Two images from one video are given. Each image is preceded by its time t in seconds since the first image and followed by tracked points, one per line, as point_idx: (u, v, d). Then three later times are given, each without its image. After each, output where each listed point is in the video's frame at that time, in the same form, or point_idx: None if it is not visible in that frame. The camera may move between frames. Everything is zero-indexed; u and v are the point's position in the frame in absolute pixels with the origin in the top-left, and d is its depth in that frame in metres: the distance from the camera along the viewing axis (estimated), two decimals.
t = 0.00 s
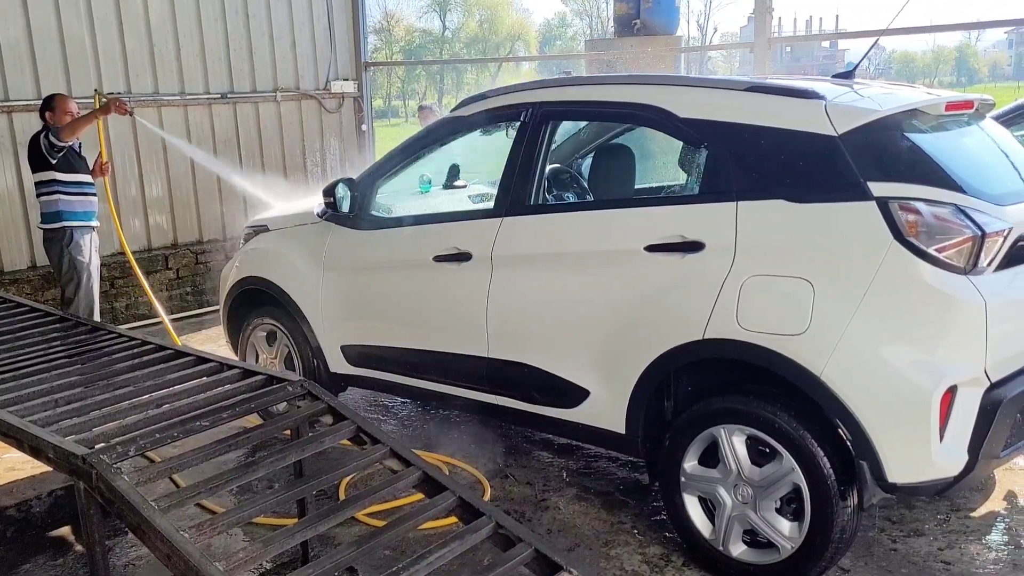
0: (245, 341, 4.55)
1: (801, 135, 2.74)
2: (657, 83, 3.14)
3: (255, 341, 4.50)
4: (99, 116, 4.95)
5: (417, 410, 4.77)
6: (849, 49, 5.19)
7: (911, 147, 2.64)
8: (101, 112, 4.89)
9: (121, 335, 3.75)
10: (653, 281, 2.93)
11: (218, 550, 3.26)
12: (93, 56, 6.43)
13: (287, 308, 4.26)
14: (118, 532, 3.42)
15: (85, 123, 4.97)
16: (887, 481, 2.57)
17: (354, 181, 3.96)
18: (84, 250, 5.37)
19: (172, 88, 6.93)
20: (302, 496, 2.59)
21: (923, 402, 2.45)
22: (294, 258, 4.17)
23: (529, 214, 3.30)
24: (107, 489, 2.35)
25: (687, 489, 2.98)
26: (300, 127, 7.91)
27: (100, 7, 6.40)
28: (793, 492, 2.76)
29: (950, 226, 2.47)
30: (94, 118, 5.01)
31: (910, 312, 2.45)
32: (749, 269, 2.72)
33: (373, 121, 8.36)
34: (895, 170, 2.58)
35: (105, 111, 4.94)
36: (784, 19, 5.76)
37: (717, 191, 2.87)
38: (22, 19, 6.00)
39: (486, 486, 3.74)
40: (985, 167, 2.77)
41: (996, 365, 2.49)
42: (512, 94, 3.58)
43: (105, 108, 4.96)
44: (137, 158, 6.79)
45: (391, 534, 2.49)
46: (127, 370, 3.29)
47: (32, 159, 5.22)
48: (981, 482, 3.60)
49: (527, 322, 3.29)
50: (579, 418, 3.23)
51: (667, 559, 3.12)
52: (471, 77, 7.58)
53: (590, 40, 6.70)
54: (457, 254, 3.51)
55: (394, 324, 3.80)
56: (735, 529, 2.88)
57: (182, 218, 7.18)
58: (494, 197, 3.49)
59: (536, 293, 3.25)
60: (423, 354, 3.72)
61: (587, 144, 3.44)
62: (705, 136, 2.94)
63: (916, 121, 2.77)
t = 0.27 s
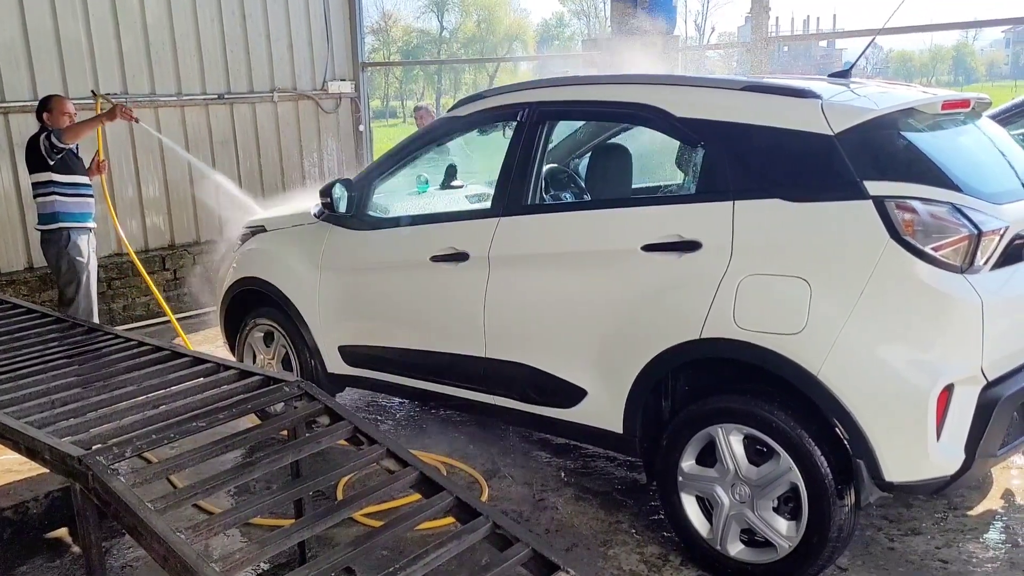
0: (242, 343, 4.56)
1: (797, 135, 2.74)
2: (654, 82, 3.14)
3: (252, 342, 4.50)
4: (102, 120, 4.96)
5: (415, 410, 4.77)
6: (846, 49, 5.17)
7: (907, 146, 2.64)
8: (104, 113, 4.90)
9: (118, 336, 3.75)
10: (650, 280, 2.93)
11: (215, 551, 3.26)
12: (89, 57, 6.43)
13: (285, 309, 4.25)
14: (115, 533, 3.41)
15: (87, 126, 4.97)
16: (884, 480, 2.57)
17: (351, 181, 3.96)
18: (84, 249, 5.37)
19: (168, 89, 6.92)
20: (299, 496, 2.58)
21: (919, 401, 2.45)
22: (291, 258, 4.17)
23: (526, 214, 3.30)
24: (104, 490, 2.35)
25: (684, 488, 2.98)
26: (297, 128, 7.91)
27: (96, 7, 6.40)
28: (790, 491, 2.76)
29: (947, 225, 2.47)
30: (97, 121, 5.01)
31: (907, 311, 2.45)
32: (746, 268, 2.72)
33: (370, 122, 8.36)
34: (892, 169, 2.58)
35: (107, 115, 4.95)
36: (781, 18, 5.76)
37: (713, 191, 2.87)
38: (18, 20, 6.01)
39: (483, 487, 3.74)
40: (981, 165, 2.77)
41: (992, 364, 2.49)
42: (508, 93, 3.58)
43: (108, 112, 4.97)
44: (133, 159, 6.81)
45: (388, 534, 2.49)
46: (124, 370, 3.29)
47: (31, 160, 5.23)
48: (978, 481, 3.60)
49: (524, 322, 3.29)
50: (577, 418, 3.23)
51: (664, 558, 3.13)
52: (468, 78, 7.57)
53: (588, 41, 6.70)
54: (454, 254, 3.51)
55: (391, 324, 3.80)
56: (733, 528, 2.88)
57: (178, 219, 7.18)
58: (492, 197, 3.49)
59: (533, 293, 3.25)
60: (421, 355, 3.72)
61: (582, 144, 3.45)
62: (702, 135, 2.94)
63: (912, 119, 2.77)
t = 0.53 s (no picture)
0: (240, 343, 4.55)
1: (794, 134, 2.74)
2: (651, 83, 3.14)
3: (249, 342, 4.50)
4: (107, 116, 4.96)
5: (413, 411, 4.76)
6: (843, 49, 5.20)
7: (904, 145, 2.65)
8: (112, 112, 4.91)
9: (115, 337, 3.74)
10: (647, 280, 2.93)
11: (213, 552, 3.26)
12: (86, 58, 6.42)
13: (282, 310, 4.25)
14: (112, 534, 3.41)
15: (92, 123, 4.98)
16: (882, 479, 2.58)
17: (348, 182, 3.96)
18: (88, 249, 5.37)
19: (166, 90, 6.92)
20: (297, 497, 2.58)
21: (916, 400, 2.45)
22: (289, 259, 4.16)
23: (524, 214, 3.30)
24: (101, 491, 2.35)
25: (682, 488, 2.98)
26: (295, 128, 7.91)
27: (93, 8, 6.39)
28: (788, 491, 2.76)
29: (944, 224, 2.48)
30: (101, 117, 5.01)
31: (903, 310, 2.46)
32: (744, 267, 2.73)
33: (368, 122, 8.36)
34: (888, 168, 2.58)
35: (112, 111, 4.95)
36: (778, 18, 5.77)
37: (710, 191, 2.87)
38: (15, 21, 5.99)
39: (481, 487, 3.74)
40: (978, 165, 2.77)
41: (990, 363, 2.49)
42: (506, 93, 3.58)
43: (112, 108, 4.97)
44: (131, 159, 6.78)
45: (387, 535, 2.48)
46: (121, 371, 3.29)
47: (34, 158, 5.20)
48: (976, 480, 3.60)
49: (522, 322, 3.29)
50: (575, 418, 3.23)
51: (663, 558, 3.13)
52: (465, 78, 7.58)
53: (585, 41, 6.70)
54: (452, 254, 3.51)
55: (389, 325, 3.80)
56: (731, 528, 2.88)
57: (176, 220, 7.17)
58: (489, 197, 3.49)
59: (531, 293, 3.25)
60: (419, 355, 3.72)
61: (581, 144, 3.42)
62: (699, 135, 2.94)
63: (909, 119, 2.77)
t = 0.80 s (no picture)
0: (239, 345, 4.55)
1: (792, 136, 2.74)
2: (649, 84, 3.14)
3: (248, 344, 4.50)
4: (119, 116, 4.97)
5: (412, 412, 4.76)
6: (841, 49, 5.20)
7: (902, 146, 2.65)
8: (125, 114, 4.94)
9: (113, 339, 3.74)
10: (646, 281, 2.93)
11: (211, 555, 3.26)
12: (83, 60, 6.40)
13: (280, 311, 4.24)
14: (111, 537, 3.40)
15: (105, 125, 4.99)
16: (881, 480, 2.58)
17: (346, 184, 3.95)
18: (96, 250, 5.39)
19: (163, 92, 6.91)
20: (296, 499, 2.58)
21: (914, 401, 2.45)
22: (287, 261, 4.16)
23: (522, 215, 3.30)
24: (100, 494, 2.34)
25: (681, 489, 2.98)
26: (292, 129, 7.91)
27: (90, 10, 6.38)
28: (787, 492, 2.76)
29: (941, 225, 2.48)
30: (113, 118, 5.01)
31: (901, 310, 2.46)
32: (742, 269, 2.73)
33: (365, 123, 8.34)
34: (886, 169, 2.59)
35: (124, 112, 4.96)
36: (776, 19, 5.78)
37: (708, 192, 2.87)
38: (12, 23, 5.97)
39: (479, 489, 3.73)
40: (976, 166, 2.78)
41: (987, 364, 2.50)
42: (503, 95, 3.58)
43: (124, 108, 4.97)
44: (128, 160, 6.74)
45: (386, 537, 2.48)
46: (119, 374, 3.29)
47: (47, 160, 5.18)
48: (974, 480, 3.61)
49: (521, 324, 3.29)
50: (574, 420, 3.23)
51: (662, 559, 3.13)
52: (463, 79, 7.57)
53: (582, 42, 6.70)
54: (450, 256, 3.51)
55: (387, 327, 3.79)
56: (730, 529, 2.89)
57: (174, 221, 7.15)
58: (487, 199, 3.48)
59: (528, 294, 3.25)
60: (417, 357, 3.72)
61: (578, 145, 3.42)
62: (697, 136, 2.94)
63: (906, 120, 2.78)
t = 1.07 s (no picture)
0: (237, 345, 4.55)
1: (789, 135, 2.75)
2: (645, 84, 3.15)
3: (246, 344, 4.50)
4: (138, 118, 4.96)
5: (409, 412, 4.77)
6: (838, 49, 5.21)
7: (898, 146, 2.66)
8: (144, 117, 4.93)
9: (111, 340, 3.74)
10: (643, 281, 2.94)
11: (210, 555, 3.26)
12: (81, 60, 6.41)
13: (278, 312, 4.24)
14: (109, 537, 3.41)
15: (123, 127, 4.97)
16: (878, 478, 2.59)
17: (344, 184, 3.95)
18: (114, 251, 5.39)
19: (161, 92, 6.91)
20: (294, 499, 2.58)
21: (910, 400, 2.46)
22: (284, 261, 4.16)
23: (519, 215, 3.30)
24: (98, 494, 2.35)
25: (679, 488, 2.99)
26: (290, 129, 7.93)
27: (88, 10, 6.38)
28: (784, 490, 2.77)
29: (937, 224, 2.49)
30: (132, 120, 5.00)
31: (898, 309, 2.47)
32: (739, 268, 2.73)
33: (363, 124, 8.35)
34: (882, 168, 2.59)
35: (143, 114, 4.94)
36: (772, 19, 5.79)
37: (705, 192, 2.88)
38: (9, 24, 5.97)
39: (477, 488, 3.74)
40: (972, 165, 2.79)
41: (983, 362, 2.51)
42: (501, 95, 3.58)
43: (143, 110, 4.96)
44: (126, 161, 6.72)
45: (384, 536, 2.49)
46: (117, 374, 3.29)
47: (64, 163, 5.20)
48: (971, 479, 3.61)
49: (518, 323, 3.30)
50: (571, 419, 3.24)
51: (659, 558, 3.13)
52: (460, 80, 7.56)
53: (580, 43, 6.71)
54: (448, 256, 3.51)
55: (385, 327, 3.80)
56: (727, 528, 2.89)
57: (172, 222, 7.14)
58: (484, 199, 3.49)
59: (526, 294, 3.25)
60: (415, 356, 3.72)
61: (577, 144, 3.40)
62: (694, 136, 2.95)
63: (903, 120, 2.78)
